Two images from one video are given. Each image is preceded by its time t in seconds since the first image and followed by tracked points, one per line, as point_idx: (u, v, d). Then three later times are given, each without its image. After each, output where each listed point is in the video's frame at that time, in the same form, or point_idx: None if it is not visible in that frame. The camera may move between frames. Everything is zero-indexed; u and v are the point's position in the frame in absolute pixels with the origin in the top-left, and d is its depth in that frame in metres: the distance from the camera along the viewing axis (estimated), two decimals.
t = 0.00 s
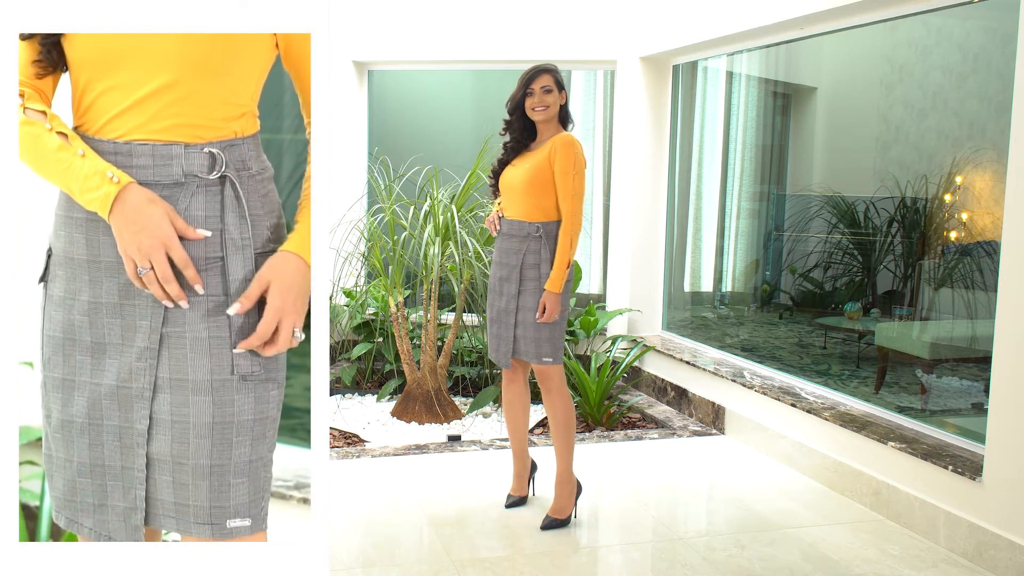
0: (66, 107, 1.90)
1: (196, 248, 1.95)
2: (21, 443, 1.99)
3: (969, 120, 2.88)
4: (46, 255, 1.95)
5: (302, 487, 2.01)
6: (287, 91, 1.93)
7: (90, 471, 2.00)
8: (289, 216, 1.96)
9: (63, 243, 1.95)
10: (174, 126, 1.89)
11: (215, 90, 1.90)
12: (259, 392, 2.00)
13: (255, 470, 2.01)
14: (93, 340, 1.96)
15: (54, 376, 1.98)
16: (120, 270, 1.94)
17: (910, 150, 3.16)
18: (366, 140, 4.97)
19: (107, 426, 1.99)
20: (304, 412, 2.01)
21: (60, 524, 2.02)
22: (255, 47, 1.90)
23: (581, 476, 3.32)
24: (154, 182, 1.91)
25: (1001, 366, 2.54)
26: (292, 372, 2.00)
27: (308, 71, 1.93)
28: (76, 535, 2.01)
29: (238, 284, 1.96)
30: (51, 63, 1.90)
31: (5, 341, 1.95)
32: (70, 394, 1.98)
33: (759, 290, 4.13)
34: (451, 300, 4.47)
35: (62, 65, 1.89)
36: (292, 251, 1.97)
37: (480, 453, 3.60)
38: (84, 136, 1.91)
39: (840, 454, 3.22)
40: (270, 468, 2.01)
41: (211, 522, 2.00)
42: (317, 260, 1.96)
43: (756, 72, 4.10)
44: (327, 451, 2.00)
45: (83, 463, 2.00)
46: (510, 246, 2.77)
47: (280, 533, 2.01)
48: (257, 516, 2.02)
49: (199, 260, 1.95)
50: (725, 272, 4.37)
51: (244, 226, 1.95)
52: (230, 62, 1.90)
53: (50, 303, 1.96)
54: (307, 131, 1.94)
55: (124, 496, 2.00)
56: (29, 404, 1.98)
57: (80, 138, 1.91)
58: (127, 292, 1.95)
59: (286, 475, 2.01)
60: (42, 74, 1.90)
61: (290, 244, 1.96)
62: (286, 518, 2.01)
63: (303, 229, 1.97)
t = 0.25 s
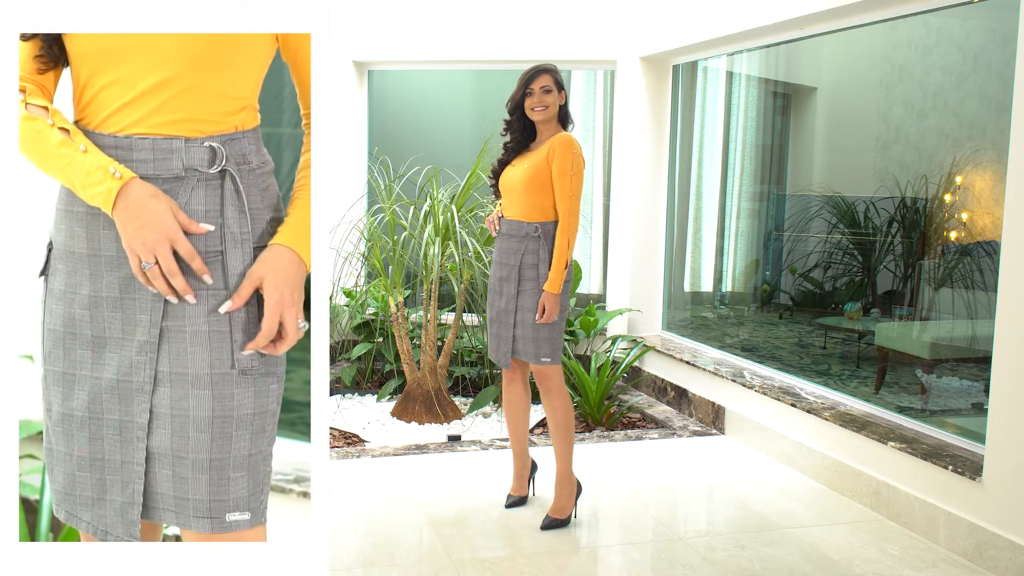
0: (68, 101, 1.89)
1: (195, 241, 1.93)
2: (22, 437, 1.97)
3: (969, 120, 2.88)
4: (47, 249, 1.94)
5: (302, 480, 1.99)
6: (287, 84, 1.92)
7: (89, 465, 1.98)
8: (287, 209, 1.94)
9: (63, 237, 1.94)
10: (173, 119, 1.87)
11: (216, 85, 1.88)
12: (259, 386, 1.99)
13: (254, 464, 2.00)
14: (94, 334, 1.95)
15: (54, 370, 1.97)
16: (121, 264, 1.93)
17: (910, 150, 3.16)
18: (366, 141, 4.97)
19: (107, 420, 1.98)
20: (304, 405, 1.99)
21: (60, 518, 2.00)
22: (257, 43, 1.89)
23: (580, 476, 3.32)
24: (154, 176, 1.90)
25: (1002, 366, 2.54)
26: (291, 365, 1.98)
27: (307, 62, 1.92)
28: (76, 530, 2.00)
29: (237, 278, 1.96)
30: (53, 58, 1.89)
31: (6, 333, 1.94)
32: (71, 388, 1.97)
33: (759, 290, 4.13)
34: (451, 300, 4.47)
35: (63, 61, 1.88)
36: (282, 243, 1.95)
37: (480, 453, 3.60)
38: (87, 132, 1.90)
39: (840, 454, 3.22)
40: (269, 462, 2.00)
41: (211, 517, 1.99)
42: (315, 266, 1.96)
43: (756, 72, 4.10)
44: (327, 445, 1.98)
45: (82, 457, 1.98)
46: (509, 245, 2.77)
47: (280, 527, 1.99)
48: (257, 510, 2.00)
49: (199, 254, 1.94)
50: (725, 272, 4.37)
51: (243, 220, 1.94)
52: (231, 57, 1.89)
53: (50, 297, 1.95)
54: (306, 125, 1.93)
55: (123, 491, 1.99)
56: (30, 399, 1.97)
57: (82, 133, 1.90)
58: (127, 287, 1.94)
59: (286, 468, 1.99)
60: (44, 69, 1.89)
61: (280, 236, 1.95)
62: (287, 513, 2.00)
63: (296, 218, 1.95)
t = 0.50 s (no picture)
0: (70, 93, 1.89)
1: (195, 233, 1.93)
2: (21, 429, 1.97)
3: (969, 120, 2.88)
4: (47, 241, 1.93)
5: (302, 472, 1.99)
6: (287, 76, 1.91)
7: (89, 458, 1.98)
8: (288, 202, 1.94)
9: (63, 230, 1.93)
10: (174, 112, 1.88)
11: (217, 77, 1.88)
12: (259, 378, 1.98)
13: (255, 456, 1.99)
14: (95, 326, 1.95)
15: (54, 362, 1.96)
16: (122, 256, 1.93)
17: (910, 150, 3.16)
18: (366, 141, 4.97)
19: (108, 413, 1.97)
20: (304, 398, 1.99)
21: (60, 510, 2.00)
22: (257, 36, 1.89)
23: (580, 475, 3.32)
24: (156, 169, 1.90)
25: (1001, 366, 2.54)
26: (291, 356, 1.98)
27: (307, 55, 1.91)
28: (75, 523, 1.99)
29: (238, 271, 1.95)
30: (56, 52, 1.89)
31: (5, 324, 1.94)
32: (71, 381, 1.97)
33: (759, 290, 4.13)
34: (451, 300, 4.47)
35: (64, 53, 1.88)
36: (281, 242, 1.95)
37: (480, 453, 3.60)
38: (90, 124, 1.90)
39: (840, 454, 3.22)
40: (270, 454, 1.99)
41: (212, 508, 1.98)
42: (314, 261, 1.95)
43: (756, 72, 4.10)
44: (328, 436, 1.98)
45: (82, 449, 1.98)
46: (509, 245, 2.77)
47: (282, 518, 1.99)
48: (258, 502, 1.99)
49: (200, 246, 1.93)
50: (725, 272, 4.37)
51: (244, 214, 1.93)
52: (232, 50, 1.89)
53: (50, 290, 1.94)
54: (306, 118, 1.92)
55: (121, 483, 1.98)
56: (29, 392, 1.97)
57: (86, 126, 1.90)
58: (128, 280, 1.94)
59: (286, 461, 1.99)
60: (46, 62, 1.89)
61: (278, 234, 1.95)
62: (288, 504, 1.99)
63: (292, 213, 1.94)
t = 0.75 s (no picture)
0: (73, 86, 1.89)
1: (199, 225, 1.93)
2: (22, 421, 1.97)
3: (969, 120, 2.88)
4: (48, 234, 1.94)
5: (302, 464, 1.99)
6: (287, 66, 1.91)
7: (90, 451, 1.97)
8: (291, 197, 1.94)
9: (65, 222, 1.93)
10: (178, 106, 1.88)
11: (220, 71, 1.88)
12: (262, 371, 1.98)
13: (258, 449, 1.99)
14: (97, 319, 1.94)
15: (54, 355, 1.96)
16: (124, 249, 1.93)
17: (910, 150, 3.16)
18: (366, 141, 4.97)
19: (109, 405, 1.96)
20: (304, 390, 1.99)
21: (60, 503, 1.99)
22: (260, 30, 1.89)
23: (580, 475, 3.32)
24: (160, 162, 1.90)
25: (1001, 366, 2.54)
26: (292, 349, 1.98)
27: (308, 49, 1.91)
28: (76, 516, 1.98)
29: (241, 266, 1.95)
30: (59, 44, 1.88)
31: (6, 315, 1.93)
32: (72, 373, 1.96)
33: (759, 290, 4.13)
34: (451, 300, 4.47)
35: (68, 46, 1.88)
36: (283, 240, 1.95)
37: (480, 453, 3.60)
38: (94, 115, 1.89)
39: (840, 454, 3.22)
40: (272, 447, 1.99)
41: (215, 501, 1.97)
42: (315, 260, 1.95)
43: (756, 72, 4.10)
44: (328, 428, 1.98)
45: (83, 443, 1.97)
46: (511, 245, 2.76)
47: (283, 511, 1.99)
48: (261, 494, 1.99)
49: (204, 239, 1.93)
50: (725, 272, 4.37)
51: (248, 209, 1.93)
52: (235, 43, 1.89)
53: (52, 283, 1.95)
54: (307, 109, 1.93)
55: (123, 477, 1.97)
56: (30, 383, 1.97)
57: (90, 117, 1.89)
58: (130, 274, 1.93)
59: (287, 453, 1.99)
60: (49, 54, 1.89)
61: (280, 233, 1.95)
62: (288, 496, 1.99)
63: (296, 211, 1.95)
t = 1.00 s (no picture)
0: (74, 80, 1.90)
1: (204, 219, 1.94)
2: (22, 414, 2.00)
3: (969, 120, 2.88)
4: (47, 228, 1.95)
5: (302, 459, 2.00)
6: (288, 61, 1.92)
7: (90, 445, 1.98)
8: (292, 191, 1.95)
9: (65, 216, 1.94)
10: (182, 101, 1.89)
11: (224, 65, 1.90)
12: (264, 365, 1.99)
13: (261, 444, 1.99)
14: (98, 314, 1.96)
15: (54, 349, 1.98)
16: (126, 244, 1.94)
17: (910, 150, 3.16)
18: (366, 141, 4.97)
19: (110, 400, 1.98)
20: (304, 382, 1.99)
21: (59, 498, 2.00)
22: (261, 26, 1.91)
23: (580, 475, 3.32)
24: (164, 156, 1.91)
25: (1001, 366, 2.55)
26: (292, 343, 1.99)
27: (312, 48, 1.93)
28: (76, 510, 1.99)
29: (245, 261, 1.96)
30: (61, 39, 1.90)
31: (7, 309, 1.96)
32: (72, 368, 1.98)
33: (759, 290, 4.13)
34: (451, 300, 4.35)
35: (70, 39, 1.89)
36: (283, 238, 1.96)
37: (480, 453, 3.60)
38: (94, 108, 1.89)
39: (840, 454, 3.22)
40: (273, 441, 1.99)
41: (218, 495, 1.98)
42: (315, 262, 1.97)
43: (756, 72, 4.11)
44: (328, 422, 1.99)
45: (83, 437, 1.98)
46: (515, 244, 2.75)
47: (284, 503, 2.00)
48: (262, 488, 2.00)
49: (207, 233, 1.95)
50: (725, 271, 4.37)
51: (251, 206, 1.95)
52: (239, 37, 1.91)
53: (52, 276, 1.96)
54: (307, 104, 1.93)
55: (124, 471, 1.98)
56: (29, 375, 2.00)
57: (90, 110, 1.89)
58: (133, 268, 1.95)
59: (286, 447, 2.00)
60: (50, 50, 1.91)
61: (283, 231, 1.96)
62: (287, 488, 2.00)
63: (297, 206, 1.96)
